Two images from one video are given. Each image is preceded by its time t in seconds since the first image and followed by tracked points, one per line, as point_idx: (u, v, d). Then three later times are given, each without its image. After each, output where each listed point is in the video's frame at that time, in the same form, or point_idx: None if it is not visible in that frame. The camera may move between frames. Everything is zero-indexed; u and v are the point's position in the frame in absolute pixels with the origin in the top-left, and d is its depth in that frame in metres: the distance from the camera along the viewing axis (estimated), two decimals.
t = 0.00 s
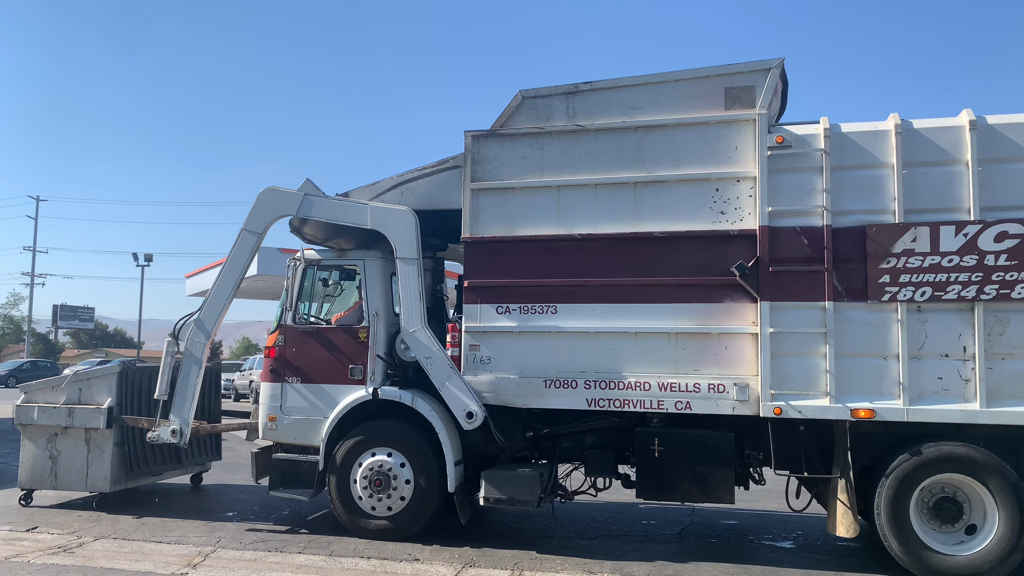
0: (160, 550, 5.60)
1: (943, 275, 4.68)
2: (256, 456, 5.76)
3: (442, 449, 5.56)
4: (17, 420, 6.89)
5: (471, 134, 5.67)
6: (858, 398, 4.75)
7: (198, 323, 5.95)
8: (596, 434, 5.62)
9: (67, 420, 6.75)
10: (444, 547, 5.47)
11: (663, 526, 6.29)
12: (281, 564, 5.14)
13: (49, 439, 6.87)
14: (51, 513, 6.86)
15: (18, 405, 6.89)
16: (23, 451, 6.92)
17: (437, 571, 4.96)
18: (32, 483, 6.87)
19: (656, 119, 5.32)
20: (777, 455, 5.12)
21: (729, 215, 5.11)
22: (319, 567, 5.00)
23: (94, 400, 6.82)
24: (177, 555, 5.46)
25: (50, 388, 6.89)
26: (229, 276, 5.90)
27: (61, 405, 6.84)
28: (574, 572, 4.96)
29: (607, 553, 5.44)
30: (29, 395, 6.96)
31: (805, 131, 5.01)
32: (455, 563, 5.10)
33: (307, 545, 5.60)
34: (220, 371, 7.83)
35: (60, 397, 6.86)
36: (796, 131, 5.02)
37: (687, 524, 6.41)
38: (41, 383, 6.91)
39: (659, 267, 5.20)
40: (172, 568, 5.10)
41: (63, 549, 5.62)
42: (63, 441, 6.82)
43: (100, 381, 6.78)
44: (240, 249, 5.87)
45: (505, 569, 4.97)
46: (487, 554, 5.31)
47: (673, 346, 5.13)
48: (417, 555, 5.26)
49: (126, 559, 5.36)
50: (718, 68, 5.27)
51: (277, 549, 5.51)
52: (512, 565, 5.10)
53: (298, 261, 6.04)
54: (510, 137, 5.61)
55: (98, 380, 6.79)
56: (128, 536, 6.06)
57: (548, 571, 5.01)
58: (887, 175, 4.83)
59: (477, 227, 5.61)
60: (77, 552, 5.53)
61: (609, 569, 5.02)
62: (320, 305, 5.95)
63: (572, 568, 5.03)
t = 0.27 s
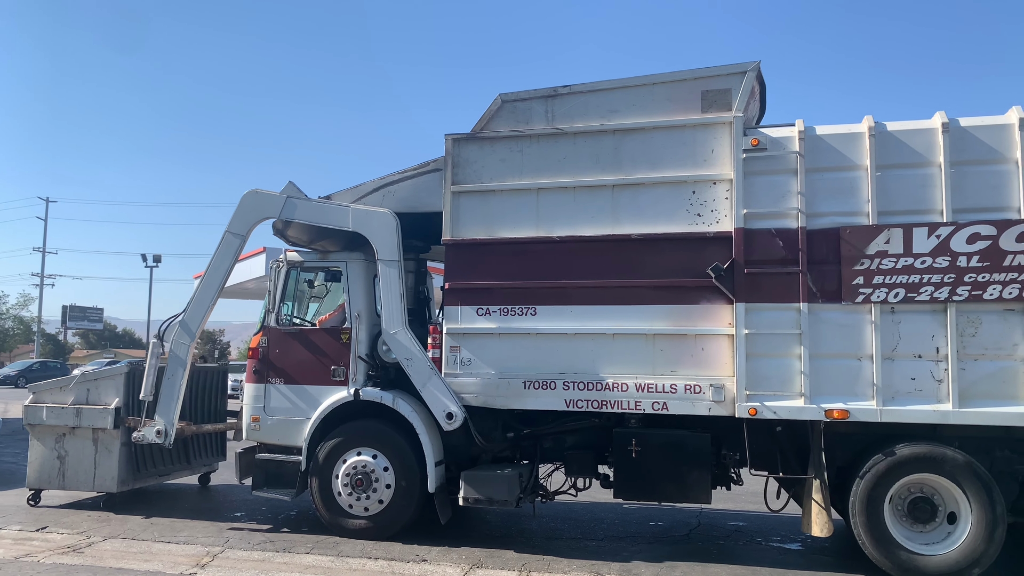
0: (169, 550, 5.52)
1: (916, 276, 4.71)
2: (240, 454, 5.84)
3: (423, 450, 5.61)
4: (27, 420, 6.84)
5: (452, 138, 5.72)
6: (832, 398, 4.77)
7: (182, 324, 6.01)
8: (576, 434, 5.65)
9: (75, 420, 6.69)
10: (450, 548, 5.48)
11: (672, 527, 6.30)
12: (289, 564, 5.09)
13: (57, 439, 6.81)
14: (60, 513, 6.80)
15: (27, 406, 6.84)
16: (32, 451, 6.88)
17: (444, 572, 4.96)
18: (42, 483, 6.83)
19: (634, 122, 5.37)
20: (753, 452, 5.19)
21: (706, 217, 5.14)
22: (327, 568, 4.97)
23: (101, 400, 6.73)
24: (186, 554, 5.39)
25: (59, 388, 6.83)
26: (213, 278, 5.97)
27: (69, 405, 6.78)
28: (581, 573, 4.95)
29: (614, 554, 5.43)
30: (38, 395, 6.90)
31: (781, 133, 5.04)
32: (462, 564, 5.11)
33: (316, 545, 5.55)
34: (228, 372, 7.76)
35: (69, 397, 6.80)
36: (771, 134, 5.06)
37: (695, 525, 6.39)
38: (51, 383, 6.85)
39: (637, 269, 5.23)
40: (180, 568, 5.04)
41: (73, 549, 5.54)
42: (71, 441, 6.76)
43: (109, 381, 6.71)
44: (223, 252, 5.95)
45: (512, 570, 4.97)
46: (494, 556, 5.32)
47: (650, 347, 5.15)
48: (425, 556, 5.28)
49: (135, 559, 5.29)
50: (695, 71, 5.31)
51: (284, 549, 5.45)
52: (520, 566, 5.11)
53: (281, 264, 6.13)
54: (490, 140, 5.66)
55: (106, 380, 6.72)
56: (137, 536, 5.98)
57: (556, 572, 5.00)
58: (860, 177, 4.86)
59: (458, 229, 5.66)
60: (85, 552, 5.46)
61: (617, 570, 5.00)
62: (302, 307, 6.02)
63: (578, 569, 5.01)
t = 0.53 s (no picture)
0: (173, 550, 5.51)
1: (896, 277, 4.70)
2: (228, 454, 5.85)
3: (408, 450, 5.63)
4: (29, 419, 6.76)
5: (438, 138, 5.75)
6: (813, 398, 4.79)
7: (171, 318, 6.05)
8: (562, 434, 5.68)
9: (76, 421, 6.58)
10: (453, 549, 5.49)
11: (676, 528, 6.33)
12: (293, 565, 5.06)
13: (58, 439, 6.72)
14: (64, 513, 6.81)
15: (30, 405, 6.76)
16: (33, 450, 6.81)
17: (448, 572, 4.96)
18: (43, 483, 6.76)
19: (618, 123, 5.38)
20: (735, 458, 5.24)
21: (688, 218, 5.16)
22: (331, 568, 4.96)
23: (103, 400, 6.63)
24: (190, 554, 5.37)
25: (61, 388, 6.73)
26: (202, 273, 5.99)
27: (70, 405, 6.67)
28: (584, 573, 4.95)
29: (617, 555, 5.43)
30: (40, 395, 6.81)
31: (763, 135, 5.04)
32: (466, 564, 5.10)
33: (319, 545, 5.51)
34: (230, 372, 7.80)
35: (70, 397, 6.70)
36: (754, 135, 5.05)
37: (699, 526, 6.39)
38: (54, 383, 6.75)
39: (621, 270, 5.25)
40: (184, 568, 5.02)
41: (77, 549, 5.55)
42: (72, 442, 6.67)
43: (111, 381, 6.59)
44: (214, 247, 5.97)
45: (516, 570, 4.97)
46: (498, 557, 5.31)
47: (634, 347, 5.17)
48: (428, 557, 5.28)
49: (139, 559, 5.28)
50: (678, 73, 5.33)
51: (288, 549, 5.42)
52: (523, 566, 5.10)
53: (266, 265, 6.16)
54: (476, 141, 5.68)
55: (107, 380, 6.60)
56: (141, 536, 5.98)
57: (559, 572, 4.99)
58: (842, 178, 4.86)
59: (443, 230, 5.68)
60: (90, 552, 5.46)
61: (620, 571, 5.00)
62: (289, 307, 6.06)
63: (582, 570, 5.00)
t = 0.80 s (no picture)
0: (176, 551, 5.53)
1: (888, 277, 4.71)
2: (223, 456, 5.88)
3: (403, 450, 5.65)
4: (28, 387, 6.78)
5: (432, 141, 5.77)
6: (805, 399, 4.80)
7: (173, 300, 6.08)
8: (557, 435, 5.69)
9: (72, 397, 6.54)
10: (456, 550, 5.52)
11: (678, 529, 6.33)
12: (296, 565, 5.08)
13: (55, 412, 6.73)
14: (68, 514, 6.84)
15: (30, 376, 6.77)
16: (30, 421, 6.83)
17: (451, 573, 4.97)
18: (37, 455, 6.76)
19: (611, 125, 5.39)
20: (728, 458, 5.28)
21: (681, 219, 5.16)
22: (334, 569, 4.97)
23: (101, 378, 6.57)
24: (193, 555, 5.39)
25: (61, 361, 6.71)
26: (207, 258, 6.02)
27: (68, 380, 6.63)
28: (587, 573, 4.96)
29: (619, 555, 5.44)
30: (39, 367, 6.79)
31: (756, 136, 5.05)
32: (469, 565, 5.12)
33: (322, 545, 5.52)
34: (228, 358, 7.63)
35: (69, 371, 6.67)
36: (746, 137, 5.07)
37: (702, 527, 6.41)
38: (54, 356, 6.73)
39: (614, 271, 5.26)
40: (188, 568, 5.04)
41: (81, 550, 5.57)
42: (68, 417, 6.67)
43: (106, 359, 6.51)
44: (220, 232, 6.00)
45: (519, 571, 4.98)
46: (500, 557, 5.33)
47: (627, 348, 5.19)
48: (431, 558, 5.30)
49: (143, 560, 5.30)
50: (670, 74, 5.34)
51: (291, 550, 5.43)
52: (525, 567, 5.12)
53: (261, 267, 6.18)
54: (470, 143, 5.70)
55: (105, 359, 6.52)
56: (145, 537, 6.01)
57: (562, 572, 5.01)
58: (834, 180, 4.87)
59: (437, 231, 5.70)
60: (93, 552, 5.48)
61: (623, 571, 5.01)
62: (284, 310, 6.09)
63: (585, 570, 5.01)
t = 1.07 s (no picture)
0: (182, 553, 5.55)
1: (891, 279, 4.70)
2: (227, 457, 5.93)
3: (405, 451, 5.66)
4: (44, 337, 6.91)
5: (435, 142, 5.79)
6: (808, 401, 4.80)
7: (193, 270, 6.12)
8: (559, 436, 5.69)
9: (83, 352, 6.60)
10: (461, 552, 5.53)
11: (684, 531, 6.32)
12: (302, 567, 5.09)
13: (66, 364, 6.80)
14: (74, 515, 6.87)
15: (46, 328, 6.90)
16: (41, 370, 6.92)
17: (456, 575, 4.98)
18: (43, 406, 6.80)
19: (613, 127, 5.40)
20: (730, 460, 5.27)
21: (684, 220, 5.17)
22: (339, 571, 4.99)
23: (113, 338, 6.60)
24: (199, 557, 5.41)
25: (76, 318, 6.82)
26: (229, 232, 6.06)
27: (81, 335, 6.71)
28: None
29: (624, 558, 5.44)
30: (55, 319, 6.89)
31: (758, 138, 5.05)
32: (474, 567, 5.13)
33: (327, 547, 5.53)
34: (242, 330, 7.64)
35: (82, 328, 6.75)
36: (748, 138, 5.07)
37: (707, 529, 6.40)
38: (70, 311, 6.85)
39: (616, 273, 5.27)
40: (193, 570, 5.05)
41: (87, 551, 5.60)
42: (77, 370, 6.72)
43: (118, 318, 6.57)
44: (245, 208, 6.03)
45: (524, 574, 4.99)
46: (505, 559, 5.34)
47: (629, 350, 5.19)
48: (436, 559, 5.31)
49: (148, 562, 5.32)
50: (673, 76, 5.35)
51: (297, 552, 5.45)
52: (530, 569, 5.13)
53: (264, 268, 6.20)
54: (473, 145, 5.72)
55: (118, 319, 6.57)
56: (151, 538, 6.03)
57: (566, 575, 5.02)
58: (836, 181, 4.87)
59: (440, 232, 5.71)
60: (99, 554, 5.50)
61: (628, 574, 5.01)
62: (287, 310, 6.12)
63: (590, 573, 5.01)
